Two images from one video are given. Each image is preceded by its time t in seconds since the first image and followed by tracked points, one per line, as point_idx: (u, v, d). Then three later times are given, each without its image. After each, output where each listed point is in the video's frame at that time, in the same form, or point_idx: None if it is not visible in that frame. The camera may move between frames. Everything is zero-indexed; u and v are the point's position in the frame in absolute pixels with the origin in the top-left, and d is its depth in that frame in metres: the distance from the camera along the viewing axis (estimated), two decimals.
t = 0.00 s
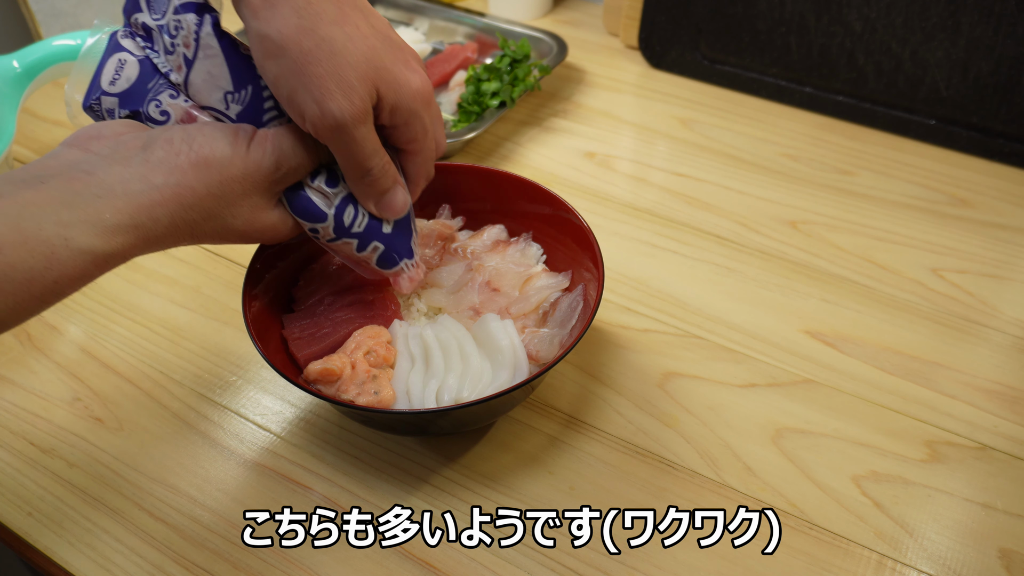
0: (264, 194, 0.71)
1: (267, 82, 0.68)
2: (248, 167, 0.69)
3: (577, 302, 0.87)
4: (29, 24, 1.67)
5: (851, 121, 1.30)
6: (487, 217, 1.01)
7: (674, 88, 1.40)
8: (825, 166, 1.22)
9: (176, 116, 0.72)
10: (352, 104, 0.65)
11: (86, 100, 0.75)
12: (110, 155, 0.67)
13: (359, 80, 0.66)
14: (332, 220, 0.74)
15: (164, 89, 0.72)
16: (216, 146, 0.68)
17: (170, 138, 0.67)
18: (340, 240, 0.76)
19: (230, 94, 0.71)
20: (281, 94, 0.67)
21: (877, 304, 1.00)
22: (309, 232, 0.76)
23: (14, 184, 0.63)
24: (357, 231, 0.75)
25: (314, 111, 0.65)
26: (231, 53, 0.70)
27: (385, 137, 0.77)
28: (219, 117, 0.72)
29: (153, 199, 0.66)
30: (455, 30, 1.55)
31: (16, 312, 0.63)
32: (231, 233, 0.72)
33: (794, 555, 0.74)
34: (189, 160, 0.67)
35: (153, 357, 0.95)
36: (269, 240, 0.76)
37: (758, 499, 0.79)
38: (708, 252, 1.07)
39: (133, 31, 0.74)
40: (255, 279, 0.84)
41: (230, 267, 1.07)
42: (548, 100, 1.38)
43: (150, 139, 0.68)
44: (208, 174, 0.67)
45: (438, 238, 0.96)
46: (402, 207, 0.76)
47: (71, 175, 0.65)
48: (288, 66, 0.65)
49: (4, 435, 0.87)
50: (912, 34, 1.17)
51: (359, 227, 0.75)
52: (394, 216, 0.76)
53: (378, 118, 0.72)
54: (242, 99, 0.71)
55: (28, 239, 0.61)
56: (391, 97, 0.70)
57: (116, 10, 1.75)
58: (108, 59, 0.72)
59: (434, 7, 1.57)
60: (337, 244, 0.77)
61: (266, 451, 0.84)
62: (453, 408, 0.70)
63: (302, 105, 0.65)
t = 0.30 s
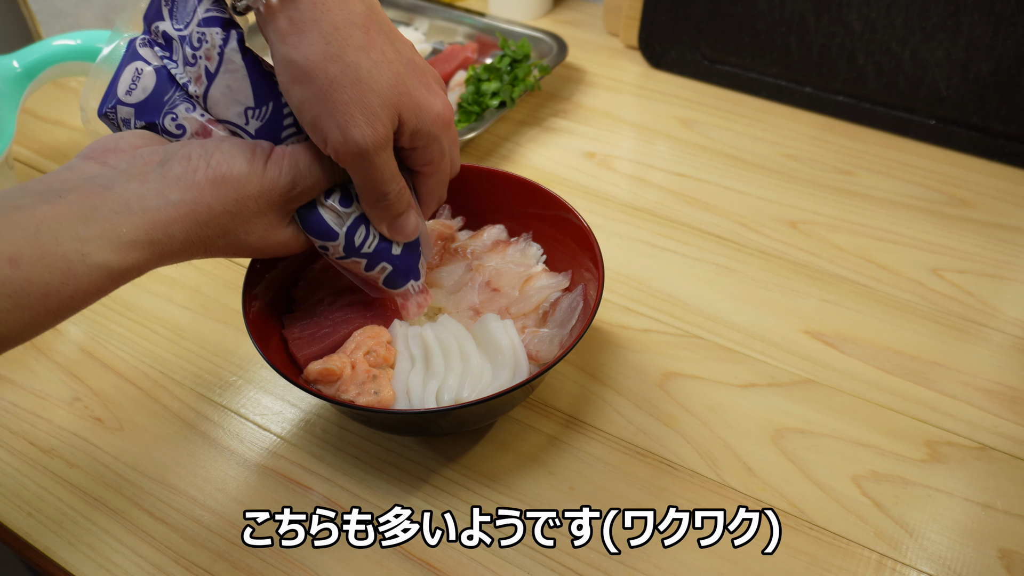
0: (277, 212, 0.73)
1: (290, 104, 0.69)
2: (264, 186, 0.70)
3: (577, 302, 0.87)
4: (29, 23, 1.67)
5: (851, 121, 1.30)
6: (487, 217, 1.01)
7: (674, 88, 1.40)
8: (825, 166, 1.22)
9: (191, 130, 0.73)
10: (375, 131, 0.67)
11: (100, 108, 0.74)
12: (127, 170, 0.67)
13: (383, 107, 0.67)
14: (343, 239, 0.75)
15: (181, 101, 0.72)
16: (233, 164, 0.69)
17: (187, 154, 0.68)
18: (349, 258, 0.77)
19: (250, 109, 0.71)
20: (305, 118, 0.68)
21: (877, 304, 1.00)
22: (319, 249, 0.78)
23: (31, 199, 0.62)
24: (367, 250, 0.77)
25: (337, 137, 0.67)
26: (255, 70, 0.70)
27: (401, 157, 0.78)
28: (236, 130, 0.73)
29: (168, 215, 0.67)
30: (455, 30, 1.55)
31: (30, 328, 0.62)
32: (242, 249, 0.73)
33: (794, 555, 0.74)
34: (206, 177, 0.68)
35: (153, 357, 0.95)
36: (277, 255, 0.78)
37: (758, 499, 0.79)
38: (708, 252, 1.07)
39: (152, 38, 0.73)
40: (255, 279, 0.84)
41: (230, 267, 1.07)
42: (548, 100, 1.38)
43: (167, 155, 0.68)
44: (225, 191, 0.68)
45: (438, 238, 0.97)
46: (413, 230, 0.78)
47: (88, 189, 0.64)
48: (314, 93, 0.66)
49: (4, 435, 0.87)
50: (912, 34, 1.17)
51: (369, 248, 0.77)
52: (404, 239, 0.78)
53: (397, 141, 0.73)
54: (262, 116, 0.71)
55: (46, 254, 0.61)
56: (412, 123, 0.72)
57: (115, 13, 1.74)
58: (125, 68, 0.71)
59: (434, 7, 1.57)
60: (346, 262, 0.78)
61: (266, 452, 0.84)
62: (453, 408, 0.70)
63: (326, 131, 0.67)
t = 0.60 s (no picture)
0: (284, 218, 0.73)
1: (303, 115, 0.69)
2: (273, 192, 0.71)
3: (577, 302, 0.87)
4: (29, 23, 1.67)
5: (851, 121, 1.30)
6: (487, 217, 1.01)
7: (674, 88, 1.40)
8: (825, 166, 1.22)
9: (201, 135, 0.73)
10: (388, 144, 0.68)
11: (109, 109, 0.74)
12: (137, 173, 0.66)
13: (397, 120, 0.68)
14: (348, 249, 0.77)
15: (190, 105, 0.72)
16: (243, 169, 0.69)
17: (197, 158, 0.68)
18: (354, 267, 0.79)
19: (263, 117, 0.72)
20: (318, 131, 0.69)
21: (877, 304, 1.00)
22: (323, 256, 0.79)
23: (40, 202, 0.62)
24: (372, 259, 0.78)
25: (350, 149, 0.67)
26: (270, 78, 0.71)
27: (409, 167, 0.79)
28: (245, 136, 0.73)
29: (178, 219, 0.67)
30: (455, 30, 1.55)
31: (37, 331, 0.61)
32: (248, 253, 0.74)
33: (794, 555, 0.74)
34: (216, 182, 0.68)
35: (153, 357, 0.95)
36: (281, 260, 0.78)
37: (758, 499, 0.79)
38: (708, 252, 1.07)
39: (163, 40, 0.73)
40: (255, 279, 0.84)
41: (230, 267, 1.07)
42: (548, 100, 1.38)
43: (176, 158, 0.68)
44: (234, 196, 0.69)
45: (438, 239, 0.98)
46: (417, 240, 0.80)
47: (98, 192, 0.64)
48: (328, 106, 0.67)
49: (4, 435, 0.87)
50: (912, 34, 1.17)
51: (372, 258, 0.78)
52: (407, 249, 0.80)
53: (407, 153, 0.74)
54: (275, 124, 0.72)
55: (57, 257, 0.60)
56: (423, 134, 0.72)
57: (115, 13, 1.74)
58: (135, 72, 0.71)
59: (435, 7, 1.57)
60: (350, 269, 0.79)
61: (267, 452, 0.84)
62: (453, 408, 0.70)
63: (339, 143, 0.68)
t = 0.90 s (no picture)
0: (285, 215, 0.73)
1: (310, 115, 0.69)
2: (276, 190, 0.71)
3: (577, 302, 0.87)
4: (28, 23, 1.67)
5: (851, 121, 1.30)
6: (487, 218, 1.01)
7: (674, 88, 1.40)
8: (825, 166, 1.22)
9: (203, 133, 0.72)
10: (395, 146, 0.68)
11: (109, 105, 0.73)
12: (140, 169, 0.66)
13: (405, 122, 0.68)
14: (348, 247, 0.77)
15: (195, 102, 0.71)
16: (247, 167, 0.69)
17: (201, 155, 0.68)
18: (353, 266, 0.79)
19: (268, 115, 0.72)
20: (326, 132, 0.69)
21: (877, 304, 1.00)
22: (322, 253, 0.79)
23: (43, 198, 0.62)
24: (372, 259, 0.79)
25: (357, 150, 0.68)
26: (277, 77, 0.71)
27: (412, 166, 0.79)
28: (250, 133, 0.73)
29: (182, 216, 0.67)
30: (455, 30, 1.55)
31: (40, 328, 0.61)
32: (250, 249, 0.74)
33: (794, 555, 0.74)
34: (219, 179, 0.68)
35: (153, 357, 0.95)
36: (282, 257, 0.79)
37: (758, 499, 0.79)
38: (708, 252, 1.07)
39: (168, 36, 0.72)
40: (255, 279, 0.84)
41: (229, 267, 1.07)
42: (548, 100, 1.39)
43: (180, 154, 0.67)
44: (238, 193, 0.69)
45: (438, 239, 0.98)
46: (417, 240, 0.80)
47: (102, 188, 0.64)
48: (337, 107, 0.67)
49: (4, 435, 0.87)
50: (912, 34, 1.17)
51: (372, 257, 0.79)
52: (408, 249, 0.80)
53: (413, 154, 0.74)
54: (280, 121, 0.72)
55: (60, 254, 0.60)
56: (429, 136, 0.73)
57: (115, 13, 1.74)
58: (137, 67, 0.70)
59: (434, 7, 1.57)
60: (349, 268, 0.80)
61: (267, 452, 0.84)
62: (453, 408, 0.70)
63: (347, 144, 0.68)
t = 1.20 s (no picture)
0: (285, 213, 0.73)
1: (313, 114, 0.69)
2: (276, 187, 0.71)
3: (577, 302, 0.87)
4: (28, 23, 1.67)
5: (851, 121, 1.30)
6: (487, 218, 1.01)
7: (674, 88, 1.40)
8: (825, 166, 1.21)
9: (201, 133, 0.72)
10: (398, 145, 0.68)
11: (105, 104, 0.72)
12: (140, 167, 0.66)
13: (408, 121, 0.69)
14: (348, 244, 0.77)
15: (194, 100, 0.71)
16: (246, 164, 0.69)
17: (201, 152, 0.68)
18: (352, 262, 0.79)
19: (269, 113, 0.72)
20: (330, 131, 0.69)
21: (877, 304, 1.00)
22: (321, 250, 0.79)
23: (44, 197, 0.61)
24: (370, 255, 0.79)
25: (361, 149, 0.68)
26: (280, 76, 0.71)
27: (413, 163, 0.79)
28: (250, 132, 0.73)
29: (182, 214, 0.67)
30: (455, 30, 1.55)
31: (42, 327, 0.61)
32: (249, 246, 0.74)
33: (794, 555, 0.74)
34: (219, 176, 0.68)
35: (153, 357, 0.95)
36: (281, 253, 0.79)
37: (758, 499, 0.79)
38: (708, 252, 1.07)
39: (164, 33, 0.72)
40: (255, 279, 0.84)
41: (230, 267, 1.07)
42: (548, 100, 1.39)
43: (180, 152, 0.67)
44: (238, 190, 0.69)
45: (438, 238, 0.98)
46: (416, 236, 0.81)
47: (101, 187, 0.64)
48: (341, 108, 0.67)
49: (4, 435, 0.87)
50: (912, 34, 1.17)
51: (371, 253, 0.79)
52: (406, 245, 0.81)
53: (415, 152, 0.74)
54: (280, 120, 0.72)
55: (62, 254, 0.60)
56: (432, 134, 0.73)
57: (115, 14, 1.72)
58: (133, 67, 0.70)
59: (434, 7, 1.57)
60: (348, 264, 0.80)
61: (267, 452, 0.84)
62: (453, 408, 0.70)
63: (351, 143, 0.68)
